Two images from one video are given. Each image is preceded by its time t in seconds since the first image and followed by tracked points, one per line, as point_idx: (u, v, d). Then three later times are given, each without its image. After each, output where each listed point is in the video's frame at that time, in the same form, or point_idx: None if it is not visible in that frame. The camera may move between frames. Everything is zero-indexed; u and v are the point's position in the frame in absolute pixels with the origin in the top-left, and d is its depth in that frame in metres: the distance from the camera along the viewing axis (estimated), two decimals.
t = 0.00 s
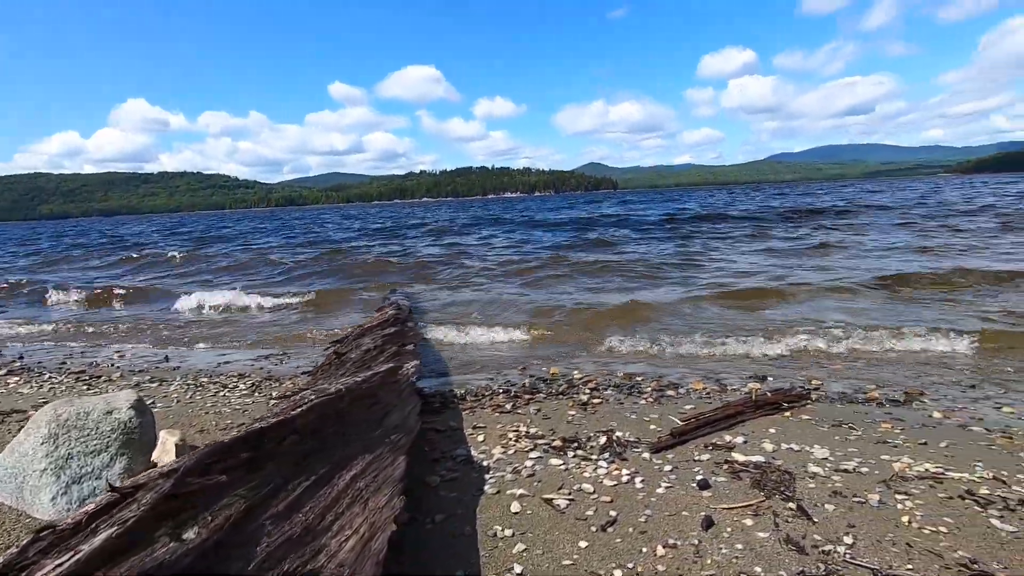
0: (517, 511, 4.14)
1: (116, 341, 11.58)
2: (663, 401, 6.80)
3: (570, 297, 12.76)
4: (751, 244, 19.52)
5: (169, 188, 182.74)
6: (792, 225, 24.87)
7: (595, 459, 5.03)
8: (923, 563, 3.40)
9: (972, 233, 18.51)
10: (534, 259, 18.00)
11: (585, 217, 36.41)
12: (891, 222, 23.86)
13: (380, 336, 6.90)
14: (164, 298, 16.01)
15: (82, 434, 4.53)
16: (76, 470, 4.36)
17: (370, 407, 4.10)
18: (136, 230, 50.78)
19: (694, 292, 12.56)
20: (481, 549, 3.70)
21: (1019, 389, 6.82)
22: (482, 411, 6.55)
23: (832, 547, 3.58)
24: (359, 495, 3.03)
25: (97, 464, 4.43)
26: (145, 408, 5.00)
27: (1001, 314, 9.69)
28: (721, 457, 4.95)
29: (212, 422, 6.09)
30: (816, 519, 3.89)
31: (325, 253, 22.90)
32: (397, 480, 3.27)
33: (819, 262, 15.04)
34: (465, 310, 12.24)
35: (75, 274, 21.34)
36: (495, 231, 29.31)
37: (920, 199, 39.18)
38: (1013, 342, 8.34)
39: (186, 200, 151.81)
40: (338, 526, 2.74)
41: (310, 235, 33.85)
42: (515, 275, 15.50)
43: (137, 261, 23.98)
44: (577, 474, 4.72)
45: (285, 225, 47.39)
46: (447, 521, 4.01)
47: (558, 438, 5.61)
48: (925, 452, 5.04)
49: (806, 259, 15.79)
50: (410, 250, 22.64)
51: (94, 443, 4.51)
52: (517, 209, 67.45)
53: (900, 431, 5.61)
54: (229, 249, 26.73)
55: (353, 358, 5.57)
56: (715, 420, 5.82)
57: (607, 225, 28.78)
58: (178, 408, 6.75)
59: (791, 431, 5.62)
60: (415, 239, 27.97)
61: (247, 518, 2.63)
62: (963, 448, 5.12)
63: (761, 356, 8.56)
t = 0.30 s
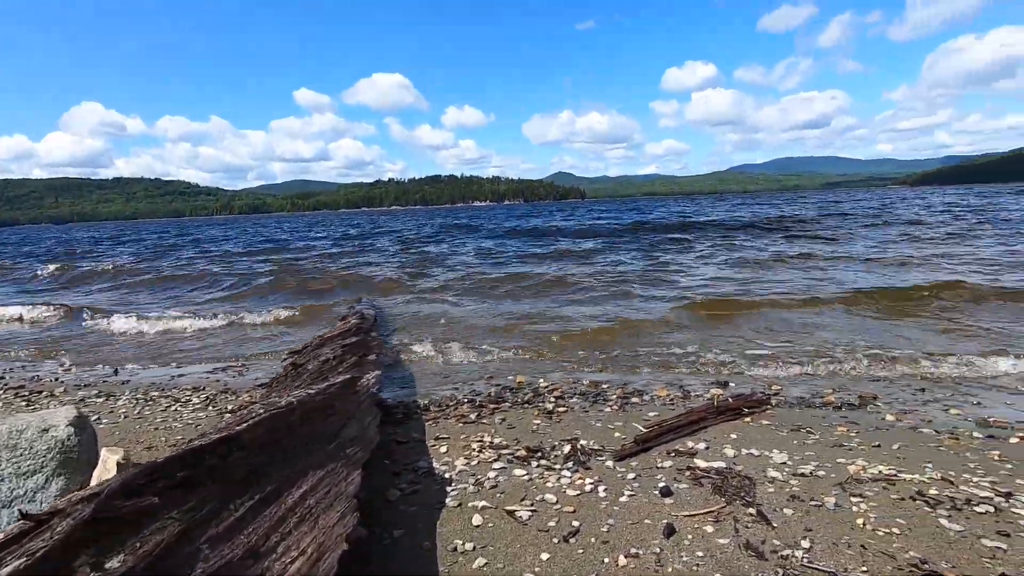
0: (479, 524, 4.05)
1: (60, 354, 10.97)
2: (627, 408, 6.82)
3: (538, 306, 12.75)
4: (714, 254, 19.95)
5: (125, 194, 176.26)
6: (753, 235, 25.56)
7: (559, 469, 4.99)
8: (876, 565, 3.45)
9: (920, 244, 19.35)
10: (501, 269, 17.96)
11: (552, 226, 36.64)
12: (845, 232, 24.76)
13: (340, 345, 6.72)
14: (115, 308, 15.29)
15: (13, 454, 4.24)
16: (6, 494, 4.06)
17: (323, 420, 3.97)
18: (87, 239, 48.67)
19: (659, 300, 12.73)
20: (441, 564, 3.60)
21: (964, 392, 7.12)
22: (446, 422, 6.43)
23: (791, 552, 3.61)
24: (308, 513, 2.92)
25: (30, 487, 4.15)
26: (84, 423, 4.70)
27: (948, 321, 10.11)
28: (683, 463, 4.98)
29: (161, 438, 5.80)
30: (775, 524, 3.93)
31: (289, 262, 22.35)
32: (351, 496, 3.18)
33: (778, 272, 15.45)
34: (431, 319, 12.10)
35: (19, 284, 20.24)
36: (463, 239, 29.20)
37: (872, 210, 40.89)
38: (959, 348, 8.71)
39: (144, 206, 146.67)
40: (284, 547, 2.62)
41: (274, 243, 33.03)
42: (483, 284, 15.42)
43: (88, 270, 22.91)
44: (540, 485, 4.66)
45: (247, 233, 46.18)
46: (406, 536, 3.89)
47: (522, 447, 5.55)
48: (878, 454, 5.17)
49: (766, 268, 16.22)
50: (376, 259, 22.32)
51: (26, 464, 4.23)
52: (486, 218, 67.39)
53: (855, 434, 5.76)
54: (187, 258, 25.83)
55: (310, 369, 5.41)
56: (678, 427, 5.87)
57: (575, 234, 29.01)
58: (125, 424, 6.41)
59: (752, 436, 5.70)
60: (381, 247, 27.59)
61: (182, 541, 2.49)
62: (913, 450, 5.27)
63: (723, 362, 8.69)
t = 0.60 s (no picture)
0: (443, 539, 3.95)
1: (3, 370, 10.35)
2: (596, 416, 6.80)
3: (508, 315, 12.69)
4: (682, 261, 20.27)
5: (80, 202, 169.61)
6: (718, 243, 26.05)
7: (527, 480, 4.92)
8: (837, 569, 3.49)
9: (877, 252, 20.03)
10: (471, 277, 17.85)
11: (523, 234, 36.72)
12: (806, 240, 25.53)
13: (301, 357, 6.52)
14: (65, 322, 14.57)
15: None
16: None
17: (281, 436, 3.87)
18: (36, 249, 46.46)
19: (627, 307, 12.83)
20: None
21: (919, 393, 7.36)
22: (412, 434, 6.30)
23: (755, 558, 3.63)
24: (260, 534, 2.83)
25: None
26: (23, 445, 4.44)
27: (904, 326, 10.45)
28: (650, 471, 4.97)
29: (110, 458, 5.51)
30: (740, 530, 3.95)
31: (253, 272, 21.75)
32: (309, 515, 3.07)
33: (743, 279, 15.76)
34: (399, 329, 11.91)
35: None
36: (433, 248, 28.98)
37: (831, 218, 42.31)
38: (914, 351, 9.01)
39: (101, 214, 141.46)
40: (230, 571, 2.54)
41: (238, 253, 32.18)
42: (452, 293, 15.27)
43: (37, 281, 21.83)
44: (507, 497, 4.58)
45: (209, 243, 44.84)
46: (367, 556, 3.76)
47: (490, 459, 5.47)
48: (839, 457, 5.27)
49: (732, 275, 16.55)
50: (344, 268, 21.97)
51: None
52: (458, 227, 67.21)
53: (816, 438, 5.86)
54: (145, 269, 24.88)
55: (269, 382, 5.24)
56: (646, 435, 5.88)
57: (545, 243, 29.12)
58: (72, 443, 6.08)
59: (717, 442, 5.75)
60: (350, 256, 27.17)
61: (118, 570, 2.41)
62: (872, 452, 5.39)
63: (690, 369, 8.78)
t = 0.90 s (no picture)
0: (412, 556, 3.84)
1: None
2: (568, 425, 6.77)
3: (482, 324, 12.61)
4: (653, 268, 20.51)
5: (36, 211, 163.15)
6: (689, 251, 26.45)
7: (498, 491, 4.85)
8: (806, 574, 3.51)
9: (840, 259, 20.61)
10: (444, 287, 17.69)
11: (497, 243, 36.71)
12: (774, 247, 26.11)
13: (266, 370, 6.34)
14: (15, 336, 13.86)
15: None
16: None
17: (239, 452, 3.72)
18: None
19: (600, 315, 12.86)
20: None
21: (882, 395, 7.55)
22: (381, 447, 6.16)
23: (726, 565, 3.62)
24: (212, 559, 2.71)
25: None
26: None
27: (868, 329, 10.73)
28: (622, 480, 4.95)
29: (59, 479, 5.22)
30: (710, 537, 3.94)
31: (218, 283, 21.12)
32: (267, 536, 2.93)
33: (713, 286, 16.00)
34: (371, 340, 11.70)
35: None
36: (406, 257, 28.70)
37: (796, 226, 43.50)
38: (878, 355, 9.25)
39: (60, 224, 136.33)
40: None
41: (204, 263, 31.32)
42: (425, 303, 15.08)
43: None
44: (477, 510, 4.50)
45: (173, 252, 43.52)
46: None
47: (461, 470, 5.38)
48: (807, 461, 5.34)
49: (702, 282, 16.80)
50: (315, 278, 21.58)
51: None
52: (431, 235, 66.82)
53: (784, 442, 5.94)
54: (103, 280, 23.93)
55: (229, 396, 5.06)
56: (618, 443, 5.87)
57: (520, 251, 29.15)
58: (18, 464, 5.74)
59: (688, 449, 5.77)
60: (321, 266, 26.72)
61: None
62: (838, 456, 5.48)
63: (662, 375, 8.84)
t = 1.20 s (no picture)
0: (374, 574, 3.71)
1: None
2: (537, 434, 6.72)
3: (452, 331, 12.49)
4: (623, 276, 20.72)
5: None
6: (656, 259, 26.84)
7: (465, 504, 4.75)
8: None
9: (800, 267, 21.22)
10: (413, 295, 17.47)
11: (468, 251, 36.60)
12: (738, 256, 26.74)
13: (224, 382, 6.10)
14: None
15: None
16: None
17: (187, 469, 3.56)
18: None
19: (568, 323, 12.89)
20: None
21: (843, 399, 7.73)
22: (345, 460, 5.99)
23: (692, 573, 3.61)
24: None
25: None
26: None
27: (829, 335, 11.02)
28: (591, 489, 4.92)
29: None
30: (678, 545, 3.94)
31: (177, 292, 20.36)
32: (217, 557, 2.80)
33: (680, 293, 16.24)
34: (337, 349, 11.44)
35: None
36: (374, 265, 28.29)
37: (758, 235, 44.67)
38: (839, 360, 9.50)
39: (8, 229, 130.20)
40: None
41: (164, 271, 30.27)
42: (393, 312, 14.86)
43: None
44: (443, 523, 4.39)
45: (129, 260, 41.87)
46: None
47: (427, 483, 5.26)
48: (771, 466, 5.41)
49: (670, 289, 17.05)
50: (281, 287, 21.08)
51: None
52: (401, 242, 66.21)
53: (749, 447, 6.02)
54: (51, 289, 22.75)
55: (182, 410, 4.83)
56: (586, 451, 5.85)
57: (490, 259, 29.09)
58: None
59: (656, 456, 5.79)
60: (287, 274, 26.12)
61: None
62: (800, 459, 5.58)
63: (630, 382, 8.87)
